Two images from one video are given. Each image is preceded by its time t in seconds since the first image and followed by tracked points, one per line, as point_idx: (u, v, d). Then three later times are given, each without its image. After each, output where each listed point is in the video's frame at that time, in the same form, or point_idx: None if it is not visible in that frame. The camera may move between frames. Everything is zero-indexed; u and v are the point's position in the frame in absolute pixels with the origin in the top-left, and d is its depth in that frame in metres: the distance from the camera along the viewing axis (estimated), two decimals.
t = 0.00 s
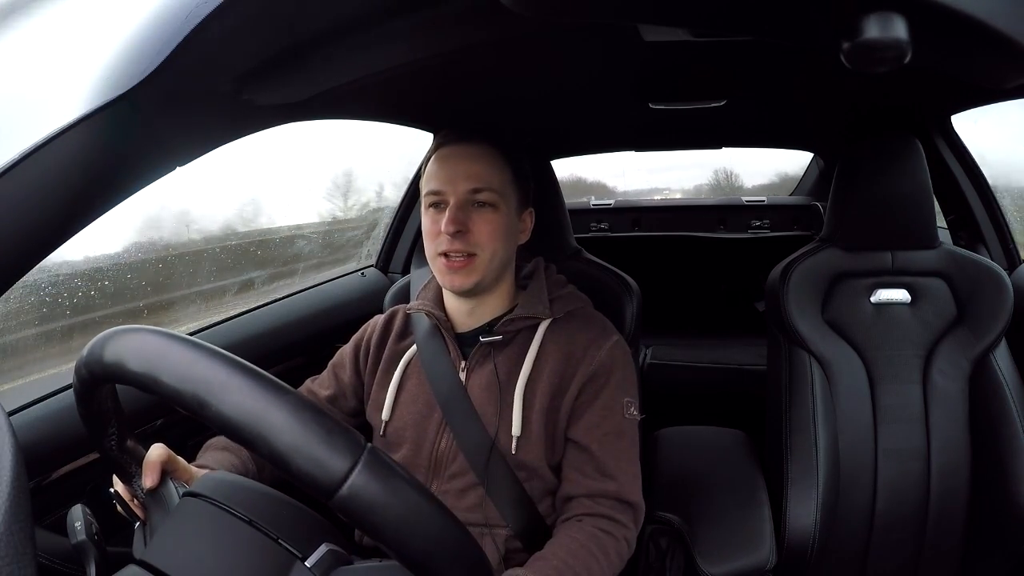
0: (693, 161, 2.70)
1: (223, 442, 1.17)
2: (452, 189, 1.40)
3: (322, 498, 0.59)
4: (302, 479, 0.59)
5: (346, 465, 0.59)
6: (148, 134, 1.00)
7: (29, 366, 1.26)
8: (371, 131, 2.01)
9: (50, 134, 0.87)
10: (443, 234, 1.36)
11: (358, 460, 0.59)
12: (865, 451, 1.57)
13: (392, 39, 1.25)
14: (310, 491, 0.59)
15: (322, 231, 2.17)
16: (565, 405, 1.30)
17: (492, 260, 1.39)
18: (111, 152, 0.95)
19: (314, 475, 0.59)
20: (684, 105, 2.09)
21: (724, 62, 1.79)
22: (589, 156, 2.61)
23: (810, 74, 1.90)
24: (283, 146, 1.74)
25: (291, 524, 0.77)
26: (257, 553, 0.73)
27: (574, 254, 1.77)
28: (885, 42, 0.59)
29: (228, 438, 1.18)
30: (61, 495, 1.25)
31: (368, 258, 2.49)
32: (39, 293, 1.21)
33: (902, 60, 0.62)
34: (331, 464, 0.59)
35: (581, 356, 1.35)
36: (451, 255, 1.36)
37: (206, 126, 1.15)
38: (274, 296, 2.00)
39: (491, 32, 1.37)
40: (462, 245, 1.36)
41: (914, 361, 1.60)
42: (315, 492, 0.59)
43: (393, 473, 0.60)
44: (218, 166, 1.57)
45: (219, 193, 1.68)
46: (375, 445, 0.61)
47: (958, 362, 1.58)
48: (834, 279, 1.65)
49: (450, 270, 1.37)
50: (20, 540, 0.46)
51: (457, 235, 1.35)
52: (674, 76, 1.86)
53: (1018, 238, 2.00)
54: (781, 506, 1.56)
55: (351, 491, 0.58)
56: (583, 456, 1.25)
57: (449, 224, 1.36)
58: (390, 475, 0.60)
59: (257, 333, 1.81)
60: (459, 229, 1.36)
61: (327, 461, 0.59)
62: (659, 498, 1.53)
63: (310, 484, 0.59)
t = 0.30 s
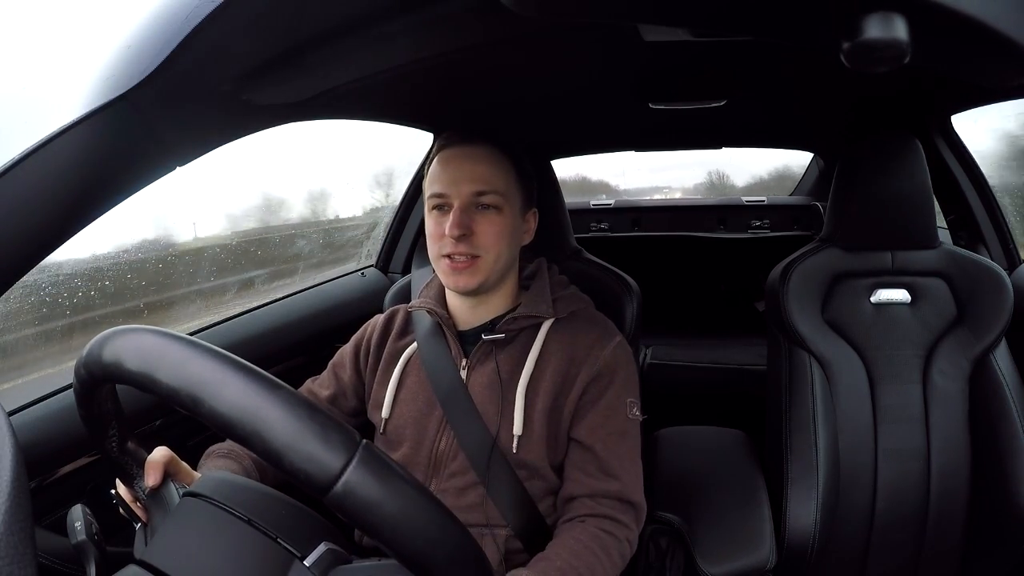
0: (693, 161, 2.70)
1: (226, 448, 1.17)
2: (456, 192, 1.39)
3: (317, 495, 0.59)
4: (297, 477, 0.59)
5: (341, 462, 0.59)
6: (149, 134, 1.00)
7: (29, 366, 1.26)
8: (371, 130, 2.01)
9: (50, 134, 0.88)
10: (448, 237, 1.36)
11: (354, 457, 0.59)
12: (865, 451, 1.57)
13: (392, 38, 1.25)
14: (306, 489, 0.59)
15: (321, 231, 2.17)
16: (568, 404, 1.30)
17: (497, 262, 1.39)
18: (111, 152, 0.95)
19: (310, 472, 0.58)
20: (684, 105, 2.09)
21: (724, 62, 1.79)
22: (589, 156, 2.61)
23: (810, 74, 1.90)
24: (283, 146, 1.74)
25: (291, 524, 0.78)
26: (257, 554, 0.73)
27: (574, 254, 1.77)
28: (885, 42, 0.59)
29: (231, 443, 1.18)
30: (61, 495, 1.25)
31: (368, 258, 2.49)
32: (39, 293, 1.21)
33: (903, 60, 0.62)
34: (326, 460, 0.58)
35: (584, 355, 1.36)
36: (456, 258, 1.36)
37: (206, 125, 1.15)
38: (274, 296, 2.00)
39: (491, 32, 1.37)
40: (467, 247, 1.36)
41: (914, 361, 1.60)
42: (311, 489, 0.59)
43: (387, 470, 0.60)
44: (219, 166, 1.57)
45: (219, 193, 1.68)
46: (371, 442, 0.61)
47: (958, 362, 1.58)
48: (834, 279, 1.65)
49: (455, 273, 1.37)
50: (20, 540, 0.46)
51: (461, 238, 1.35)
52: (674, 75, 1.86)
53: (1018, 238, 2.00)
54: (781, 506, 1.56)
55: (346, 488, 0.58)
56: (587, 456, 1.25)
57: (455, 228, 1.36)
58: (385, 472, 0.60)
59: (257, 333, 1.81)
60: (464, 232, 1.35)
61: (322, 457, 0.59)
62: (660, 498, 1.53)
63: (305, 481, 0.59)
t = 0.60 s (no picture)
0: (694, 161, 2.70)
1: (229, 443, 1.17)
2: (449, 192, 1.39)
3: (315, 494, 0.59)
4: (296, 476, 0.59)
5: (340, 461, 0.59)
6: (150, 134, 1.00)
7: (29, 366, 1.26)
8: (371, 131, 2.01)
9: (51, 134, 0.88)
10: (440, 238, 1.36)
11: (352, 456, 0.59)
12: (865, 451, 1.57)
13: (392, 38, 1.25)
14: (304, 488, 0.59)
15: (321, 231, 2.17)
16: (567, 402, 1.30)
17: (490, 263, 1.39)
18: (112, 152, 0.95)
19: (308, 471, 0.59)
20: (685, 105, 2.09)
21: (724, 62, 1.79)
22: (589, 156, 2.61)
23: (810, 73, 1.90)
24: (283, 146, 1.74)
25: (291, 523, 0.78)
26: (257, 554, 0.73)
27: (574, 254, 1.76)
28: (885, 42, 0.60)
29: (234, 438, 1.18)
30: (61, 495, 1.25)
31: (368, 258, 2.49)
32: (39, 293, 1.21)
33: (902, 60, 0.62)
34: (325, 460, 0.59)
35: (583, 354, 1.35)
36: (449, 259, 1.37)
37: (206, 125, 1.15)
38: (274, 296, 2.00)
39: (491, 32, 1.37)
40: (460, 249, 1.36)
41: (914, 361, 1.60)
42: (309, 488, 0.59)
43: (385, 468, 0.60)
44: (218, 167, 1.57)
45: (219, 193, 1.68)
46: (370, 441, 0.61)
47: (958, 362, 1.57)
48: (834, 280, 1.65)
49: (448, 275, 1.37)
50: (20, 540, 0.46)
51: (454, 239, 1.35)
52: (674, 75, 1.86)
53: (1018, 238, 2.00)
54: (781, 507, 1.56)
55: (344, 486, 0.58)
56: (584, 453, 1.25)
57: (447, 229, 1.36)
58: (384, 471, 0.60)
59: (257, 333, 1.81)
60: (456, 233, 1.36)
61: (320, 456, 0.59)
62: (660, 498, 1.53)
63: (304, 480, 0.59)
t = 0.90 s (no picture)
0: (694, 161, 2.70)
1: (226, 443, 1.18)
2: (458, 193, 1.39)
3: (317, 495, 0.59)
4: (298, 477, 0.59)
5: (341, 461, 0.59)
6: (149, 134, 1.00)
7: (28, 366, 1.26)
8: (371, 130, 2.01)
9: (51, 134, 0.88)
10: (450, 239, 1.36)
11: (353, 456, 0.59)
12: (865, 451, 1.57)
13: (392, 38, 1.24)
14: (306, 489, 0.59)
15: (321, 231, 2.17)
16: (568, 403, 1.30)
17: (499, 265, 1.40)
18: (110, 152, 0.95)
19: (309, 471, 0.59)
20: (684, 105, 2.09)
21: (724, 62, 1.79)
22: (589, 156, 2.62)
23: (809, 73, 1.90)
24: (283, 145, 1.74)
25: (290, 523, 0.78)
26: (257, 554, 0.73)
27: (575, 254, 1.76)
28: (885, 42, 0.60)
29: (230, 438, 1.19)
30: (61, 494, 1.25)
31: (368, 258, 2.49)
32: (39, 293, 1.21)
33: (903, 60, 0.62)
34: (326, 460, 0.59)
35: (582, 355, 1.35)
36: (457, 260, 1.37)
37: (206, 125, 1.15)
38: (274, 296, 2.00)
39: (491, 32, 1.37)
40: (469, 251, 1.36)
41: (914, 361, 1.60)
42: (310, 489, 0.59)
43: (388, 471, 0.60)
44: (218, 167, 1.56)
45: (219, 193, 1.68)
46: (372, 442, 0.61)
47: (958, 362, 1.57)
48: (834, 280, 1.65)
49: (455, 275, 1.37)
50: (20, 540, 0.46)
51: (464, 241, 1.36)
52: (673, 75, 1.86)
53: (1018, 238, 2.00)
54: (781, 507, 1.56)
55: (347, 488, 0.58)
56: (594, 456, 1.25)
57: (457, 230, 1.36)
58: (384, 472, 0.60)
59: (257, 333, 1.81)
60: (467, 235, 1.36)
61: (323, 457, 0.59)
62: (660, 498, 1.53)
63: (305, 480, 0.59)
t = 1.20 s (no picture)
0: (694, 162, 2.70)
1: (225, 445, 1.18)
2: (455, 190, 1.39)
3: (319, 496, 0.59)
4: (299, 478, 0.59)
5: (343, 463, 0.59)
6: (148, 134, 1.00)
7: (29, 366, 1.26)
8: (371, 131, 2.01)
9: (51, 134, 0.88)
10: (447, 235, 1.37)
11: (355, 458, 0.59)
12: (865, 452, 1.57)
13: (392, 39, 1.24)
14: (307, 490, 0.59)
15: (321, 231, 2.17)
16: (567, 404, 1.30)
17: (499, 259, 1.39)
18: (111, 152, 0.95)
19: (312, 473, 0.58)
20: (685, 105, 2.09)
21: (725, 62, 1.79)
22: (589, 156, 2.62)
23: (810, 74, 1.90)
24: (283, 145, 1.74)
25: (290, 523, 0.78)
26: (257, 554, 0.73)
27: (575, 254, 1.76)
28: (886, 42, 0.60)
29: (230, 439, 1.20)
30: (61, 494, 1.25)
31: (368, 258, 2.49)
32: (39, 293, 1.21)
33: (903, 60, 0.62)
34: (328, 462, 0.59)
35: (582, 355, 1.36)
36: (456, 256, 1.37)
37: (206, 126, 1.15)
38: (274, 296, 2.00)
39: (491, 32, 1.37)
40: (466, 246, 1.36)
41: (914, 361, 1.60)
42: (312, 490, 0.59)
43: (389, 472, 0.60)
44: (218, 167, 1.56)
45: (219, 193, 1.68)
46: (373, 443, 0.61)
47: (958, 362, 1.58)
48: (834, 279, 1.65)
49: (455, 272, 1.37)
50: (20, 540, 0.46)
51: (461, 236, 1.36)
52: (673, 75, 1.86)
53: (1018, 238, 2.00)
54: (781, 507, 1.56)
55: (348, 489, 0.58)
56: (583, 456, 1.25)
57: (454, 226, 1.36)
58: (386, 473, 0.60)
59: (257, 333, 1.81)
60: (463, 230, 1.36)
61: (324, 458, 0.59)
62: (660, 498, 1.53)
63: (308, 482, 0.59)
